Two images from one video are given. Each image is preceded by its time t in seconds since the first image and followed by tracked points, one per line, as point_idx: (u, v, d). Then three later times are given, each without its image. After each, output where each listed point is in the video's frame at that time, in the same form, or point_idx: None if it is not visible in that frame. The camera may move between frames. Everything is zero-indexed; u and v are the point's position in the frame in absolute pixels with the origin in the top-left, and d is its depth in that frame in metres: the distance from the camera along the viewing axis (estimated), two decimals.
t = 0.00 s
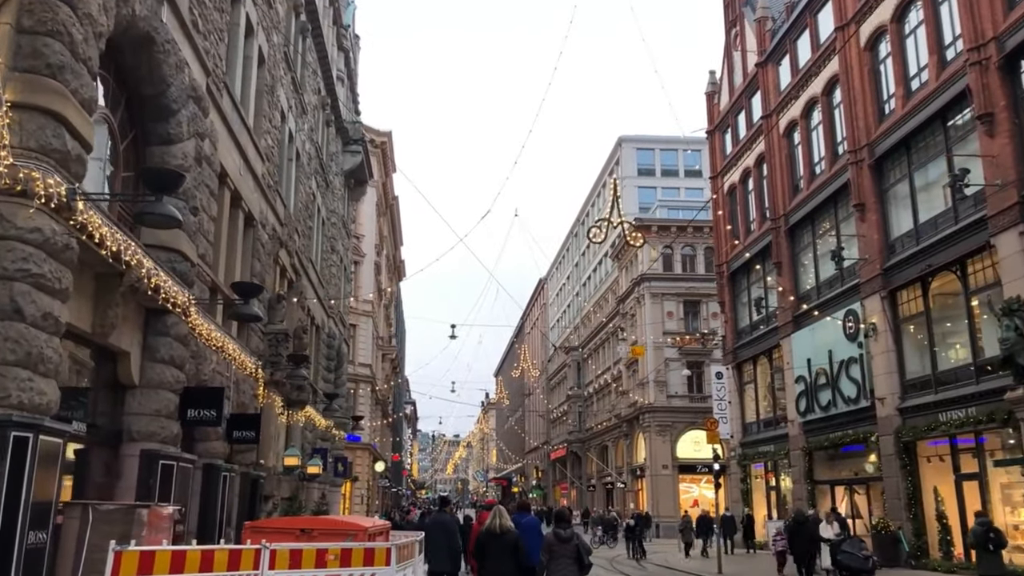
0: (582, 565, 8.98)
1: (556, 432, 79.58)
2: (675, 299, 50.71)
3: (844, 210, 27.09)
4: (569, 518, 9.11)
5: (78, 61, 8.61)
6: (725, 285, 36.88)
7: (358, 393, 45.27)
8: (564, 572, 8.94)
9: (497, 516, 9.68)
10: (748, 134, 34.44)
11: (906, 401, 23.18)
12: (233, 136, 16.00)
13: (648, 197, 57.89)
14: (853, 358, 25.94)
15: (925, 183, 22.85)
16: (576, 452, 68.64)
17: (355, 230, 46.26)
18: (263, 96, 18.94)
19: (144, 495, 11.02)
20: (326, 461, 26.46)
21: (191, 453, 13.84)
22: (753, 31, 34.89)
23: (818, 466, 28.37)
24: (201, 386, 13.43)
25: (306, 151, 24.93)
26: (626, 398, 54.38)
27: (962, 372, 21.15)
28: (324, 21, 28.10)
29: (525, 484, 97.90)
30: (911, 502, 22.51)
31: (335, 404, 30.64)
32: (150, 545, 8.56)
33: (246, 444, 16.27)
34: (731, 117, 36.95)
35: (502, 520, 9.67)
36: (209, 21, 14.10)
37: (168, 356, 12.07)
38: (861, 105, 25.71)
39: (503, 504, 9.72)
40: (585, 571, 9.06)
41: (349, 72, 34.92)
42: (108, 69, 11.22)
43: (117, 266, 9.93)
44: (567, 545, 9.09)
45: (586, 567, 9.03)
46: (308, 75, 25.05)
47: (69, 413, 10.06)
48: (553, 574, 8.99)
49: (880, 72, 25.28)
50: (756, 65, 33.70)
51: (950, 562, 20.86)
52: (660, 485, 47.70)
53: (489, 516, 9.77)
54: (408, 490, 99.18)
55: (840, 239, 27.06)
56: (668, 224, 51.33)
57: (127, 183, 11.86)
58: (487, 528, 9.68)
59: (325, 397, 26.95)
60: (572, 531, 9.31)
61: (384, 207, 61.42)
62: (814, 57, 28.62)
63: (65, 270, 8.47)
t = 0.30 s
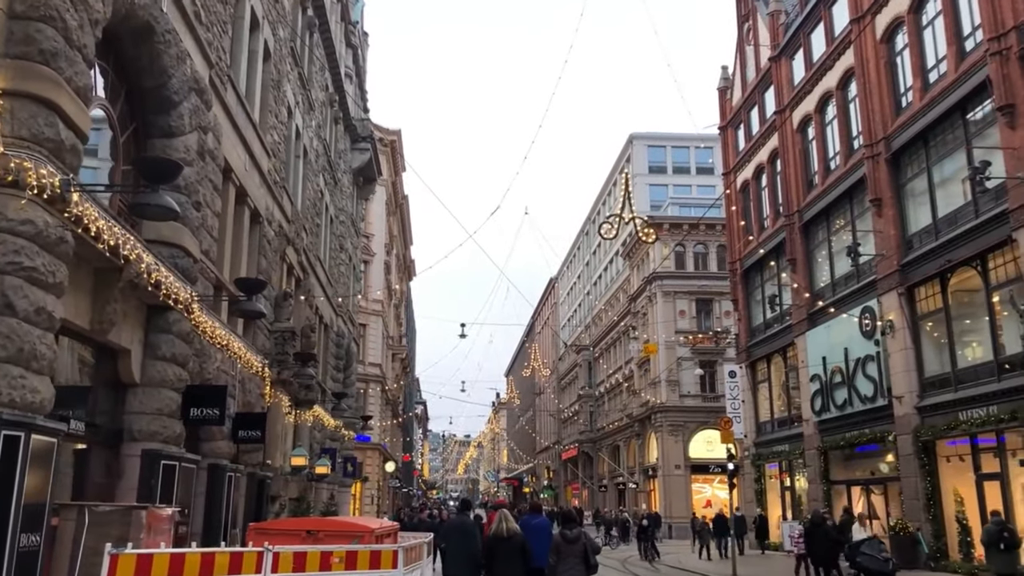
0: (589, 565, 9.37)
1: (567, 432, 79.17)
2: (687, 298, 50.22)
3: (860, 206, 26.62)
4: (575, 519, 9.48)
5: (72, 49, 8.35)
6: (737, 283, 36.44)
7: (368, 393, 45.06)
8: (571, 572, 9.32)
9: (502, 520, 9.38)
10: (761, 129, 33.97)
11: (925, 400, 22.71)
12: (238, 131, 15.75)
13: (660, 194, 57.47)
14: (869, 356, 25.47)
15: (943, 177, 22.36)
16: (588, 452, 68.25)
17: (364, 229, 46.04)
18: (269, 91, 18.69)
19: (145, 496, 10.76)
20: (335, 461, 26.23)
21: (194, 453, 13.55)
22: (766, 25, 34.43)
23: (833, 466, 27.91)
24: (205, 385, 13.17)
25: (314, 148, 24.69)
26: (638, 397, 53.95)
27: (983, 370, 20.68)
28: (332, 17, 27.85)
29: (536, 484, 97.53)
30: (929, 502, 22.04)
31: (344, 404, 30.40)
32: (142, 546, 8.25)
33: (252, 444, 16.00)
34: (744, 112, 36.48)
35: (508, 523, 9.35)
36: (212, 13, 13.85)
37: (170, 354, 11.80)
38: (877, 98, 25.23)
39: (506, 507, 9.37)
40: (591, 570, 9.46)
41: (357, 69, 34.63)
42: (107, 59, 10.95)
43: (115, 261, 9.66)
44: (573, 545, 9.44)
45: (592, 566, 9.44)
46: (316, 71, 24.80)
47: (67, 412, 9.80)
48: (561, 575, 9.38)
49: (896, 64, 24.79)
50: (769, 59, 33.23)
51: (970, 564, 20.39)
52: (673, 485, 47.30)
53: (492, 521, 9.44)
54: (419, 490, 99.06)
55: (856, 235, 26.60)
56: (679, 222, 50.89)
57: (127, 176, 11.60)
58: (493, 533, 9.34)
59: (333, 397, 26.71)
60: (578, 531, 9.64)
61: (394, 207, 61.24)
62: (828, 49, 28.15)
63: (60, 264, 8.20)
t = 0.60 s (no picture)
0: (595, 565, 9.07)
1: (577, 431, 78.80)
2: (697, 296, 49.80)
3: (874, 200, 26.20)
4: (585, 518, 9.26)
5: (65, 33, 8.11)
6: (748, 280, 36.05)
7: (376, 391, 44.87)
8: (578, 572, 9.05)
9: (507, 516, 9.79)
10: (772, 124, 33.53)
11: (941, 397, 22.28)
12: (241, 124, 15.52)
13: (670, 192, 57.02)
14: (884, 353, 25.05)
15: (960, 170, 21.92)
16: (598, 451, 67.89)
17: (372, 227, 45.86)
18: (273, 84, 18.46)
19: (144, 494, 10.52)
20: (342, 459, 26.00)
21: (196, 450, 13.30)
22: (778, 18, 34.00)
23: (847, 464, 27.49)
24: (207, 382, 12.93)
25: (320, 144, 24.48)
26: (648, 396, 53.60)
27: (1001, 367, 20.25)
28: (338, 12, 27.61)
29: (546, 484, 97.21)
30: (946, 501, 21.61)
31: (352, 402, 30.20)
32: (138, 546, 7.99)
33: (256, 442, 15.76)
34: (754, 107, 36.07)
35: (513, 519, 9.78)
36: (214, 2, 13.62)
37: (171, 350, 11.56)
38: (891, 90, 24.80)
39: (513, 503, 9.80)
40: (599, 571, 9.16)
41: (364, 65, 34.44)
42: (104, 47, 10.71)
43: (112, 253, 9.41)
44: (581, 544, 9.21)
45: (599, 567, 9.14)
46: (321, 66, 24.57)
47: (63, 408, 9.56)
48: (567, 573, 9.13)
49: (911, 56, 24.36)
50: (780, 53, 32.82)
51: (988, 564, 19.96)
52: (683, 484, 46.95)
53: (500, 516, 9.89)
54: (428, 490, 98.93)
55: (869, 230, 26.16)
56: (690, 219, 50.48)
57: (126, 167, 11.38)
58: (499, 527, 9.81)
59: (341, 395, 26.50)
60: (587, 531, 9.41)
61: (402, 205, 61.09)
62: (841, 42, 27.72)
63: (52, 254, 7.95)
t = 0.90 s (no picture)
0: (605, 566, 8.79)
1: (585, 430, 78.41)
2: (706, 294, 49.36)
3: (887, 196, 25.78)
4: (594, 519, 8.95)
5: (56, 17, 7.84)
6: (759, 277, 35.65)
7: (383, 391, 44.65)
8: (587, 572, 8.77)
9: (518, 519, 9.45)
10: (783, 120, 33.11)
11: (957, 395, 21.85)
12: (243, 117, 15.26)
13: (679, 189, 56.66)
14: (897, 351, 24.63)
15: (977, 164, 21.48)
16: (606, 451, 67.52)
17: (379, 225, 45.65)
18: (277, 79, 18.20)
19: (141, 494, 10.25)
20: (348, 458, 25.76)
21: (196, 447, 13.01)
22: (788, 12, 33.57)
23: (860, 464, 27.08)
24: (207, 379, 12.66)
25: (325, 140, 24.22)
26: (657, 395, 53.20)
27: (1018, 364, 19.81)
28: (343, 7, 27.35)
29: (554, 484, 96.87)
30: (962, 502, 21.17)
31: (358, 401, 29.94)
32: (130, 548, 7.66)
33: (259, 441, 15.50)
34: (765, 103, 35.65)
35: (523, 524, 9.42)
36: None
37: (169, 346, 11.29)
38: (905, 83, 24.37)
39: (522, 507, 9.42)
40: (609, 572, 8.86)
41: (370, 61, 34.14)
42: (100, 36, 10.45)
43: (106, 245, 9.15)
44: (589, 544, 8.92)
45: (610, 567, 8.84)
46: (327, 61, 24.32)
47: (57, 406, 9.31)
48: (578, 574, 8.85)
49: (925, 48, 23.92)
50: (791, 47, 32.39)
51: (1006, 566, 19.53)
52: (693, 484, 46.57)
53: (510, 520, 9.54)
54: (436, 490, 98.77)
55: (882, 226, 25.73)
56: (699, 217, 50.08)
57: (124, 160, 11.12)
58: (509, 530, 9.47)
59: (346, 394, 26.26)
60: (596, 530, 9.10)
61: (409, 204, 60.81)
62: (853, 35, 27.29)
63: (42, 245, 7.67)
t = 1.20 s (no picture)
0: (605, 564, 8.66)
1: (589, 429, 78.09)
2: (711, 291, 49.02)
3: (894, 189, 25.43)
4: (591, 517, 8.79)
5: None
6: (764, 273, 35.31)
7: (385, 389, 44.43)
8: (588, 572, 8.62)
9: (521, 514, 9.18)
10: (789, 114, 32.75)
11: (966, 391, 21.50)
12: (239, 109, 15.01)
13: (683, 186, 56.33)
14: (905, 347, 24.29)
15: (986, 157, 21.13)
16: (611, 450, 67.25)
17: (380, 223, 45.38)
18: (274, 71, 17.94)
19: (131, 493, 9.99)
20: (349, 456, 25.52)
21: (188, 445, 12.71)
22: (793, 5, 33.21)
23: (866, 461, 26.75)
24: (201, 375, 12.41)
25: (325, 135, 23.97)
26: (661, 393, 52.89)
27: None
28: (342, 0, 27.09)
29: (559, 483, 96.62)
30: (973, 499, 20.80)
31: (359, 399, 29.72)
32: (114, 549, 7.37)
33: (256, 439, 15.24)
34: (769, 97, 35.30)
35: (526, 517, 9.15)
36: None
37: (160, 341, 11.02)
38: (912, 75, 24.02)
39: (526, 500, 9.17)
40: (609, 571, 8.74)
41: (371, 57, 33.87)
42: (88, 22, 10.20)
43: (92, 236, 8.89)
44: (589, 544, 8.77)
45: (609, 566, 8.73)
46: (326, 55, 24.06)
47: (42, 402, 9.04)
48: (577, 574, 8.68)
49: (933, 39, 23.56)
50: (796, 40, 32.01)
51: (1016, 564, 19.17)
52: (698, 482, 46.25)
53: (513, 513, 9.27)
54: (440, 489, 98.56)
55: (889, 220, 25.39)
56: (704, 213, 49.75)
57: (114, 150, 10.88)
58: (512, 525, 9.20)
59: (347, 392, 26.03)
60: (594, 528, 8.97)
61: (412, 202, 60.53)
62: (859, 27, 26.93)
63: (22, 234, 7.41)
